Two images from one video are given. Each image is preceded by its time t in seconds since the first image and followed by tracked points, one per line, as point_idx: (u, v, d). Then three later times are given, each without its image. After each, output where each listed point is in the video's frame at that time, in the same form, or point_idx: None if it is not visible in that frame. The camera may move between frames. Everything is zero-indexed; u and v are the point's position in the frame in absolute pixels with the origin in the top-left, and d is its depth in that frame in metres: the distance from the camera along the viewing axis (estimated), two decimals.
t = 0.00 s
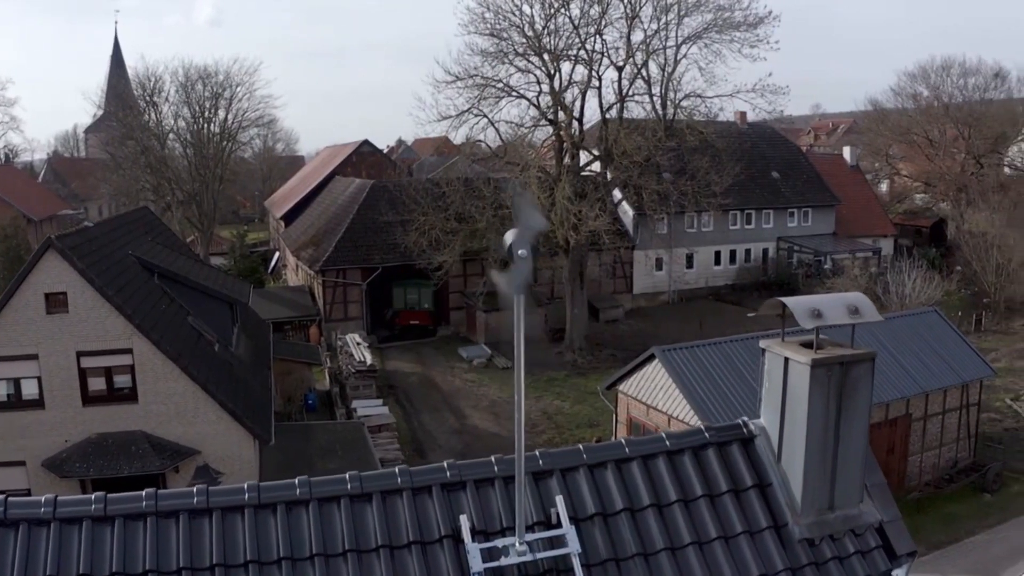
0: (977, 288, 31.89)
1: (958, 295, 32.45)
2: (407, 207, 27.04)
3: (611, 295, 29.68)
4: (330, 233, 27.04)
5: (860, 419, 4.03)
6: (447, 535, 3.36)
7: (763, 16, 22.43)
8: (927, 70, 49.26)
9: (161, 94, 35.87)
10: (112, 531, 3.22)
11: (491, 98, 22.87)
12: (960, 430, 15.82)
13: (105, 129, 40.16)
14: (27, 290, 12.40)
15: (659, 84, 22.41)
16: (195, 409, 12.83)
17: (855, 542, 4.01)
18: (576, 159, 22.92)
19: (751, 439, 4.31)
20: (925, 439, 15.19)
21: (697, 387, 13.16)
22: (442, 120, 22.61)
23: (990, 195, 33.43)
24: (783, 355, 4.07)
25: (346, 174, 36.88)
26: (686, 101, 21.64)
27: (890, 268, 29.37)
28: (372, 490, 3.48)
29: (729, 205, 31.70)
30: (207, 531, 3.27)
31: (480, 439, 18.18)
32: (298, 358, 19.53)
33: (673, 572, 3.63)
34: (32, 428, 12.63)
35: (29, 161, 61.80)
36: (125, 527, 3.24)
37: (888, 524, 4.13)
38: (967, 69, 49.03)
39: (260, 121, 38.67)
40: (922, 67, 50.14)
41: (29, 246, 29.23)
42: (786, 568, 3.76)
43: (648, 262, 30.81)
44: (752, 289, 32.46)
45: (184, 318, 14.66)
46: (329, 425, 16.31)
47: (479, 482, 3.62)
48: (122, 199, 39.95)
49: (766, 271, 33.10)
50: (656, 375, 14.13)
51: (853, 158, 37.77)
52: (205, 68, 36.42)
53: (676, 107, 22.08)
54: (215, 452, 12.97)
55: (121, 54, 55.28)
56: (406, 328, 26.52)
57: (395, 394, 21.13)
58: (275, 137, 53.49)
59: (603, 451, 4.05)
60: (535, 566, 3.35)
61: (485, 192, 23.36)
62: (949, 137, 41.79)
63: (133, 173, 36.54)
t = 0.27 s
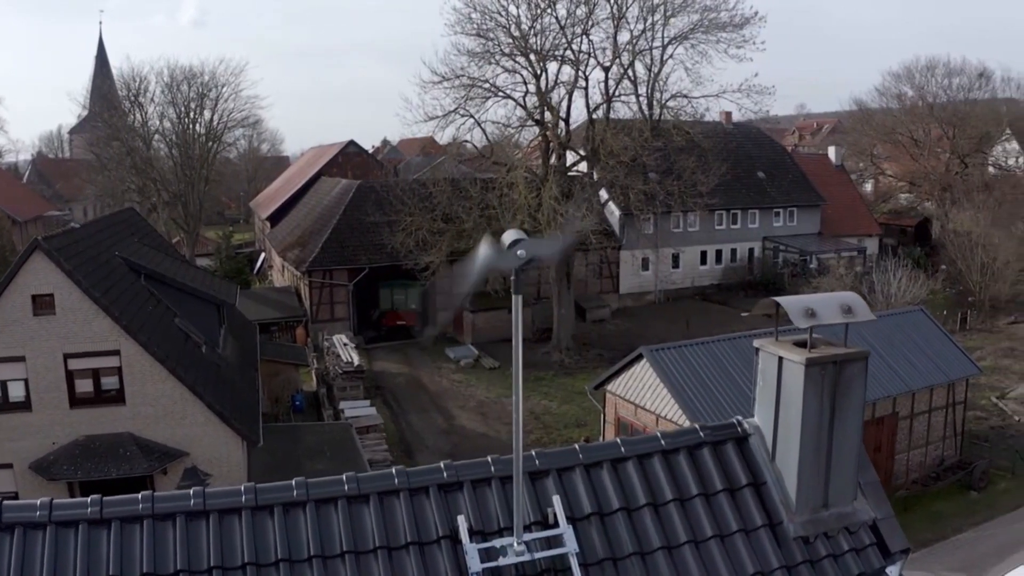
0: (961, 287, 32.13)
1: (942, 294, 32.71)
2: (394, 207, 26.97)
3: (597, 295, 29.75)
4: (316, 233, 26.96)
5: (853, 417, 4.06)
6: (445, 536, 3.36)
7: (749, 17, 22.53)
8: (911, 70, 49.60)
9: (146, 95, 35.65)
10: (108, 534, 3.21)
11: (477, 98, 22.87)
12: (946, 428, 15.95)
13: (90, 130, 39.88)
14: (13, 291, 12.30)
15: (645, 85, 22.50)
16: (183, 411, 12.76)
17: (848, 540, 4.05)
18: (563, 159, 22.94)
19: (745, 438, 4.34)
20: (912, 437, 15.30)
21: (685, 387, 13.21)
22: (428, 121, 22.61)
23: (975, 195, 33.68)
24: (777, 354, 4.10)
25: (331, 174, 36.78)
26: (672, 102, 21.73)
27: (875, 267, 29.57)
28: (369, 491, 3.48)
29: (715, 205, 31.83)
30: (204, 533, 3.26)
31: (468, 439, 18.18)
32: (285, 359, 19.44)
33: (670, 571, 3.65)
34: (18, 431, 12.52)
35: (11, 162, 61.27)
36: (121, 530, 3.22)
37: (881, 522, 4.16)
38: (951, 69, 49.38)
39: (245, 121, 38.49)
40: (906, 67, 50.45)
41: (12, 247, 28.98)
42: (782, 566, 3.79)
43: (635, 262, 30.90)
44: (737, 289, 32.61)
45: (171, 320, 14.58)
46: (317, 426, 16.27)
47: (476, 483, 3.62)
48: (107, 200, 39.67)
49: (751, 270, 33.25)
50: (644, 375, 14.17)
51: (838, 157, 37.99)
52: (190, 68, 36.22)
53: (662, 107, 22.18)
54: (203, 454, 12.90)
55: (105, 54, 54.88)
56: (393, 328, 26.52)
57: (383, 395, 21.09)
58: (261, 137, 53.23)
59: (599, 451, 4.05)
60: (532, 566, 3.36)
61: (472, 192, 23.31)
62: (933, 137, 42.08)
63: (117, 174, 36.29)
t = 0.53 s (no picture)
0: (946, 286, 32.36)
1: (927, 293, 32.96)
2: (382, 208, 26.95)
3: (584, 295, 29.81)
4: (302, 234, 26.86)
5: (849, 417, 4.09)
6: (445, 537, 3.36)
7: (735, 17, 22.64)
8: (897, 70, 49.94)
9: (131, 95, 35.43)
10: (107, 538, 3.19)
11: (464, 99, 22.87)
12: (933, 427, 16.07)
13: (75, 130, 39.59)
14: None
15: (632, 85, 22.57)
16: (171, 412, 12.69)
17: (844, 538, 4.08)
18: (550, 159, 22.96)
19: (741, 437, 4.36)
20: (899, 436, 15.41)
21: (675, 387, 13.25)
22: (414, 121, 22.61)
23: (960, 194, 33.93)
24: (772, 354, 4.12)
25: (318, 175, 36.66)
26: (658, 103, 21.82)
27: (861, 267, 29.75)
28: (368, 493, 3.48)
29: (702, 205, 31.94)
30: (203, 536, 3.25)
31: (457, 440, 18.17)
32: (272, 362, 19.23)
33: (668, 571, 3.66)
34: (5, 434, 12.41)
35: None
36: (119, 534, 3.21)
37: (877, 520, 4.19)
38: (936, 70, 49.74)
39: (231, 122, 38.31)
40: (892, 67, 50.75)
41: None
42: (779, 565, 3.81)
43: (622, 262, 30.97)
44: (724, 289, 32.73)
45: (159, 321, 14.50)
46: (304, 427, 16.26)
47: (475, 484, 3.62)
48: (92, 200, 39.38)
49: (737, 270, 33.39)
50: (633, 375, 14.20)
51: (823, 157, 38.20)
52: (176, 68, 36.03)
53: (648, 107, 22.26)
54: (192, 455, 12.83)
55: (90, 54, 54.47)
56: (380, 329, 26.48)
57: (370, 396, 21.04)
58: (247, 138, 52.97)
59: (597, 450, 4.07)
60: (532, 567, 3.36)
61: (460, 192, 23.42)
62: (918, 137, 42.36)
63: (103, 174, 36.03)
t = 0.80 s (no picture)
0: (933, 285, 32.59)
1: (914, 292, 33.20)
2: (370, 208, 26.91)
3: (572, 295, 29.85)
4: (290, 235, 26.76)
5: (845, 414, 4.11)
6: (445, 537, 3.36)
7: (723, 18, 22.74)
8: (884, 71, 50.25)
9: (118, 95, 35.20)
10: (106, 540, 3.17)
11: (453, 99, 22.85)
12: (921, 425, 16.19)
13: (61, 130, 39.29)
14: None
15: (620, 85, 22.63)
16: (161, 414, 12.62)
17: (841, 535, 4.11)
18: (538, 159, 22.95)
19: (738, 436, 4.38)
20: (888, 434, 15.53)
21: (666, 387, 13.28)
22: (403, 121, 22.60)
23: (947, 194, 34.17)
24: (769, 353, 4.14)
25: (306, 175, 36.55)
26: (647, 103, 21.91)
27: (848, 266, 29.93)
28: (367, 494, 3.47)
29: (690, 205, 32.04)
30: (203, 537, 3.23)
31: (446, 440, 18.16)
32: (262, 361, 19.22)
33: (668, 569, 3.67)
34: None
35: None
36: (118, 536, 3.19)
37: (873, 517, 4.22)
38: (922, 70, 50.09)
39: (219, 122, 38.13)
40: (878, 68, 51.05)
41: None
42: (778, 563, 3.83)
43: (610, 262, 31.04)
44: (711, 289, 32.84)
45: (148, 322, 14.41)
46: (294, 428, 16.23)
47: (475, 483, 3.62)
48: (79, 201, 39.10)
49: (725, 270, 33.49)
50: (623, 375, 14.23)
51: (810, 157, 38.38)
52: (163, 68, 35.82)
53: (637, 107, 22.34)
54: (183, 457, 12.77)
55: (76, 53, 54.09)
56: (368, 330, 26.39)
57: (360, 397, 20.99)
58: (235, 138, 52.75)
59: (596, 450, 4.07)
60: (532, 566, 3.37)
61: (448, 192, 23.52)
62: (905, 136, 42.62)
63: (89, 175, 35.78)
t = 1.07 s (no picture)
0: (919, 285, 32.81)
1: (901, 292, 33.42)
2: (358, 209, 26.85)
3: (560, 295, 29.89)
4: (278, 235, 26.66)
5: (841, 413, 4.14)
6: (445, 537, 3.36)
7: (711, 18, 22.82)
8: (870, 71, 50.57)
9: (104, 95, 34.98)
10: (105, 542, 3.16)
11: (441, 99, 22.84)
12: (910, 424, 16.28)
13: (47, 130, 39.00)
14: None
15: (608, 86, 22.68)
16: (151, 415, 12.56)
17: (838, 533, 4.14)
18: (526, 159, 22.94)
19: (735, 434, 4.40)
20: (876, 433, 15.62)
21: (655, 387, 13.32)
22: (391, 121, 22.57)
23: (934, 194, 34.38)
24: (766, 352, 4.16)
25: (294, 176, 36.43)
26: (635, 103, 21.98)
27: (835, 266, 30.11)
28: (367, 494, 3.47)
29: (678, 205, 32.14)
30: (202, 539, 3.22)
31: (436, 441, 18.15)
32: (251, 361, 19.17)
33: (667, 569, 3.68)
34: None
35: None
36: (118, 538, 3.18)
37: (869, 515, 4.25)
38: (908, 71, 50.42)
39: (206, 122, 37.95)
40: (865, 68, 51.35)
41: None
42: (775, 561, 3.86)
43: (598, 262, 31.12)
44: (699, 288, 32.96)
45: (136, 323, 14.32)
46: (283, 429, 16.20)
47: (474, 484, 3.62)
48: (65, 201, 38.80)
49: (712, 270, 33.60)
50: (613, 375, 14.25)
51: (797, 158, 38.57)
52: (149, 68, 35.62)
53: (625, 107, 22.40)
54: (172, 458, 12.71)
55: (62, 53, 53.70)
56: (355, 330, 26.52)
57: (348, 397, 20.93)
58: (222, 138, 52.50)
59: (593, 449, 4.08)
60: (532, 566, 3.37)
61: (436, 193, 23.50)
62: (891, 136, 42.88)
63: (75, 175, 35.53)
